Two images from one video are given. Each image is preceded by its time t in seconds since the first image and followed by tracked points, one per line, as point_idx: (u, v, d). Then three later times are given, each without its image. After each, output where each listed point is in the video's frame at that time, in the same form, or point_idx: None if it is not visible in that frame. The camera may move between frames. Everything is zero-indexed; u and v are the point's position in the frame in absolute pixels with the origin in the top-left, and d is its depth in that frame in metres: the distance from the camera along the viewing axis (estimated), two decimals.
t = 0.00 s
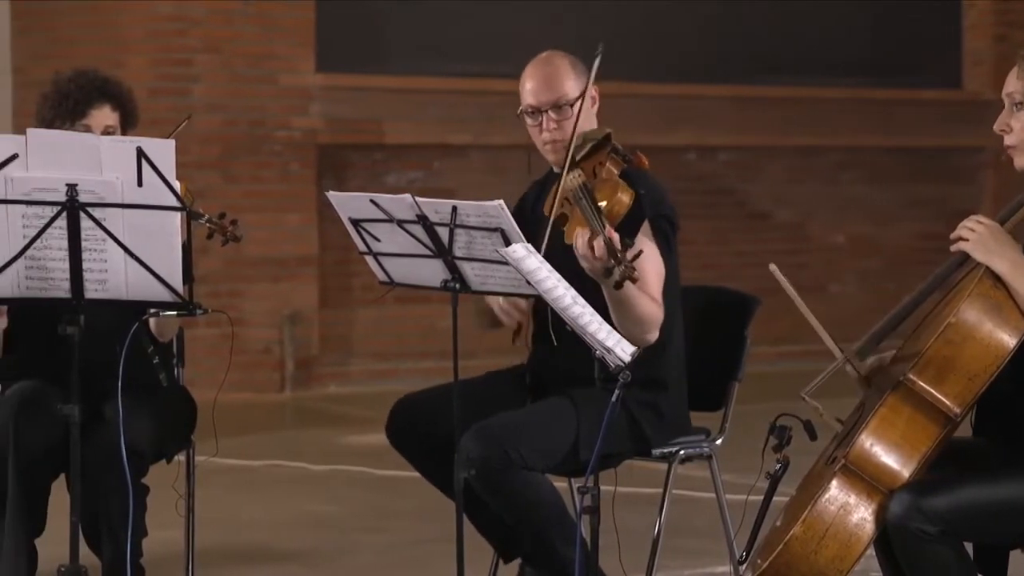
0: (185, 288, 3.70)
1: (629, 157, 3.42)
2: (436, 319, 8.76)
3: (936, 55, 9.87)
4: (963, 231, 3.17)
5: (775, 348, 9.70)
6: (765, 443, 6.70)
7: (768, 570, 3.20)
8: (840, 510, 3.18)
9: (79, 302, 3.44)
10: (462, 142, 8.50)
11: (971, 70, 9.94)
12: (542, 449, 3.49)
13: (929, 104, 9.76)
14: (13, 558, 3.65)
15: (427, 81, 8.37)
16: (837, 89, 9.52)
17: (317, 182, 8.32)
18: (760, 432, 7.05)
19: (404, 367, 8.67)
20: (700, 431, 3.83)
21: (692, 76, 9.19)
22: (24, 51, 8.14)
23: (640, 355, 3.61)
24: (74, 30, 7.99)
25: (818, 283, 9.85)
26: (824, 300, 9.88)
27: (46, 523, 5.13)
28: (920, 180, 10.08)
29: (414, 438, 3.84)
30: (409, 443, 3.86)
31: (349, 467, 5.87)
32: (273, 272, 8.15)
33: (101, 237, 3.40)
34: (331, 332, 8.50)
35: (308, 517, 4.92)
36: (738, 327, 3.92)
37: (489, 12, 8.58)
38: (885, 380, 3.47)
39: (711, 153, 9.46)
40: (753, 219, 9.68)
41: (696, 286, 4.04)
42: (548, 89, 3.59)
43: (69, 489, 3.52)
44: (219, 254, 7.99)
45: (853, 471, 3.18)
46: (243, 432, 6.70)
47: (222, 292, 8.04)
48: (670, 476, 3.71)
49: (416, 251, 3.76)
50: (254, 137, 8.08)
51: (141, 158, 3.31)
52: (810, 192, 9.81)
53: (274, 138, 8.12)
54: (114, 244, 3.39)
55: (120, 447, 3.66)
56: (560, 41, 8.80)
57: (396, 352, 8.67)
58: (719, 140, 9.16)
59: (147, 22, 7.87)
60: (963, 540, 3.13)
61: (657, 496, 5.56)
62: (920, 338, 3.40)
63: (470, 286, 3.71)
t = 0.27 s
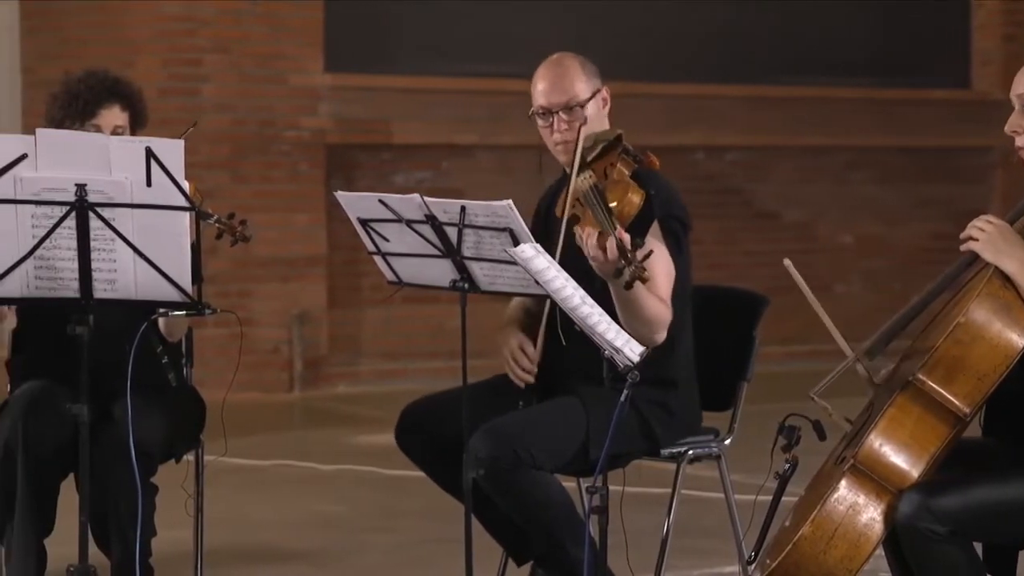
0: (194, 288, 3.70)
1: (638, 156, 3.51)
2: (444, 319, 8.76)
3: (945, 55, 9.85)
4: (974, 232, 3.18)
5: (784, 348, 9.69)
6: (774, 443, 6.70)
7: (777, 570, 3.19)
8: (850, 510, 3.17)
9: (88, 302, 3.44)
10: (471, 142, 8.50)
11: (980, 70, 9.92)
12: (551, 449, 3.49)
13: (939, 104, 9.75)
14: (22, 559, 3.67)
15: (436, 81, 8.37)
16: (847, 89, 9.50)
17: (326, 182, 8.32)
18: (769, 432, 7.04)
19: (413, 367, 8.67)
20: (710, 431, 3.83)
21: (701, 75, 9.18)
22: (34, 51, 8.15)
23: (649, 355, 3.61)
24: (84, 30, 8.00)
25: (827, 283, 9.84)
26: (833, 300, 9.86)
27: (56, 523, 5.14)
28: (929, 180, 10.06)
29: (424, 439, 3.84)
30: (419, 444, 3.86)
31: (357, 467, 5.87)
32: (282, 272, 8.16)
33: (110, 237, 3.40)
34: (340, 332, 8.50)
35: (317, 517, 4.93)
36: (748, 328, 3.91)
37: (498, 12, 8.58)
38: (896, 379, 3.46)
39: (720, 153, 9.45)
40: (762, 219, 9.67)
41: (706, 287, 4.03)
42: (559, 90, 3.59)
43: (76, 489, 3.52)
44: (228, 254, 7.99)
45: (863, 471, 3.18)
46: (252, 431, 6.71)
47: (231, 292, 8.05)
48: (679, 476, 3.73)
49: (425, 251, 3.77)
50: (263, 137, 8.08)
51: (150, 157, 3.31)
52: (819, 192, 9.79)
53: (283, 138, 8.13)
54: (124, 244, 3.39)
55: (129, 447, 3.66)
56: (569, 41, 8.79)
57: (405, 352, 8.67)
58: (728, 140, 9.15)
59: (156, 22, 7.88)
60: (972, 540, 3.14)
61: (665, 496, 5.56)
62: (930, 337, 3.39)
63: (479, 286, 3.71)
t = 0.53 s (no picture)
0: (205, 289, 3.71)
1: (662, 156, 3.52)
2: (455, 319, 8.76)
3: (957, 54, 9.83)
4: (984, 232, 3.18)
5: (795, 349, 9.67)
6: (785, 443, 6.68)
7: (788, 570, 3.19)
8: (861, 510, 3.17)
9: (99, 302, 3.45)
10: (481, 143, 8.50)
11: (992, 70, 9.90)
12: (562, 449, 3.49)
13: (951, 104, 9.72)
14: (34, 560, 3.66)
15: (447, 82, 8.37)
16: (858, 88, 9.49)
17: (337, 182, 8.33)
18: (779, 432, 7.03)
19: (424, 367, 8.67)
20: (720, 431, 3.83)
21: (712, 75, 9.17)
22: (45, 51, 8.17)
23: (659, 355, 3.61)
24: (95, 30, 8.01)
25: (839, 283, 9.83)
26: (844, 300, 9.84)
27: (68, 523, 5.14)
28: (941, 180, 10.04)
29: (435, 440, 3.84)
30: (429, 445, 3.86)
31: (368, 467, 5.87)
32: (293, 272, 8.17)
33: (121, 237, 3.40)
34: (350, 332, 8.51)
35: (327, 517, 4.92)
36: (758, 329, 3.90)
37: (508, 12, 8.57)
38: (907, 380, 3.45)
39: (731, 153, 9.44)
40: (773, 219, 9.65)
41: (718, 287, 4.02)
42: (594, 77, 3.60)
43: (89, 489, 3.52)
44: (238, 255, 8.00)
45: (874, 471, 3.17)
46: (262, 431, 6.71)
47: (242, 292, 8.05)
48: (691, 476, 3.72)
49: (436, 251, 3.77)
50: (274, 137, 8.09)
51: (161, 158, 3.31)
52: (830, 192, 9.78)
53: (294, 138, 8.13)
54: (135, 244, 3.40)
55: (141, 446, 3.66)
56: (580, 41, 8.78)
57: (416, 352, 8.67)
58: (739, 140, 9.14)
59: (167, 22, 7.89)
60: (983, 540, 3.13)
61: (676, 496, 5.55)
62: (941, 337, 3.38)
63: (490, 286, 3.71)
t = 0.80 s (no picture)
0: (216, 289, 3.71)
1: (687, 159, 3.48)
2: (466, 319, 8.76)
3: (969, 54, 9.80)
4: (996, 230, 3.20)
5: (806, 348, 9.66)
6: (797, 443, 6.67)
7: (799, 570, 3.18)
8: (872, 510, 3.16)
9: (110, 302, 3.45)
10: (492, 142, 8.51)
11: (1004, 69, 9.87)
12: (573, 448, 3.49)
13: (962, 104, 9.70)
14: (46, 559, 3.66)
15: (458, 82, 8.37)
16: (869, 88, 9.48)
17: (348, 182, 8.33)
18: (790, 432, 7.01)
19: (435, 367, 8.67)
20: (731, 431, 3.85)
21: (723, 75, 9.15)
22: (56, 51, 8.18)
23: (671, 355, 3.60)
24: (107, 30, 8.02)
25: (849, 283, 9.81)
26: (855, 300, 9.83)
27: (79, 522, 5.15)
28: (952, 180, 10.02)
29: (446, 440, 3.85)
30: (441, 444, 3.86)
31: (378, 467, 5.87)
32: (304, 272, 8.17)
33: (133, 237, 3.41)
34: (361, 332, 8.51)
35: (338, 517, 4.92)
36: (769, 330, 3.89)
37: (519, 12, 8.57)
38: (918, 380, 3.44)
39: (743, 153, 9.43)
40: (784, 219, 9.64)
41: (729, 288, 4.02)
42: (628, 76, 3.59)
43: (100, 489, 3.53)
44: (249, 255, 8.01)
45: (885, 471, 3.16)
46: (273, 431, 6.71)
47: (254, 292, 8.06)
48: (702, 476, 3.72)
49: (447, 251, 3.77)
50: (285, 137, 8.10)
51: (172, 158, 3.31)
52: (841, 192, 9.76)
53: (305, 138, 8.14)
54: (146, 244, 3.40)
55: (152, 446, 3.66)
56: (591, 41, 8.77)
57: (427, 352, 8.68)
58: (750, 140, 9.14)
59: (179, 22, 7.89)
60: (995, 540, 3.12)
61: (687, 496, 5.54)
62: (952, 337, 3.38)
63: (501, 285, 3.72)
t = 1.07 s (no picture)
0: (225, 289, 3.72)
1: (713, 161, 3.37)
2: (475, 319, 8.76)
3: (979, 54, 9.78)
4: (1006, 231, 3.17)
5: (815, 349, 9.64)
6: (807, 444, 6.66)
7: (809, 571, 3.18)
8: (882, 511, 3.15)
9: (120, 302, 3.46)
10: (501, 142, 8.51)
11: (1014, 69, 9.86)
12: (582, 448, 3.49)
13: (972, 103, 9.69)
14: (56, 559, 3.66)
15: (466, 82, 8.37)
16: (878, 88, 9.47)
17: (357, 182, 8.34)
18: (800, 433, 7.00)
19: (444, 367, 8.68)
20: (740, 430, 3.82)
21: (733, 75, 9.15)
22: (66, 51, 8.19)
23: (680, 356, 3.60)
24: (117, 30, 8.03)
25: (859, 283, 9.80)
26: (865, 300, 9.81)
27: (89, 523, 5.15)
28: (962, 179, 10.00)
29: (456, 440, 3.85)
30: (450, 444, 3.87)
31: (387, 467, 5.87)
32: (313, 272, 8.18)
33: (143, 237, 3.41)
34: (370, 332, 8.52)
35: (347, 518, 4.92)
36: (779, 330, 3.89)
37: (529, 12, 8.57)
38: (928, 380, 3.44)
39: (752, 153, 9.42)
40: (793, 219, 9.62)
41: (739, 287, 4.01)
42: (653, 76, 3.58)
43: (110, 489, 3.53)
44: (258, 255, 8.01)
45: (895, 472, 3.16)
46: (283, 431, 6.71)
47: (263, 292, 8.06)
48: (710, 476, 3.72)
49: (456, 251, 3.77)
50: (295, 137, 8.10)
51: (181, 158, 3.32)
52: (851, 192, 9.75)
53: (314, 138, 8.14)
54: (156, 244, 3.40)
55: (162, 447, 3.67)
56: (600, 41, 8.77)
57: (436, 352, 8.68)
58: (759, 140, 9.13)
59: (189, 22, 7.90)
60: (1005, 540, 3.12)
61: (696, 496, 5.54)
62: (962, 338, 3.37)
63: (510, 286, 3.71)
